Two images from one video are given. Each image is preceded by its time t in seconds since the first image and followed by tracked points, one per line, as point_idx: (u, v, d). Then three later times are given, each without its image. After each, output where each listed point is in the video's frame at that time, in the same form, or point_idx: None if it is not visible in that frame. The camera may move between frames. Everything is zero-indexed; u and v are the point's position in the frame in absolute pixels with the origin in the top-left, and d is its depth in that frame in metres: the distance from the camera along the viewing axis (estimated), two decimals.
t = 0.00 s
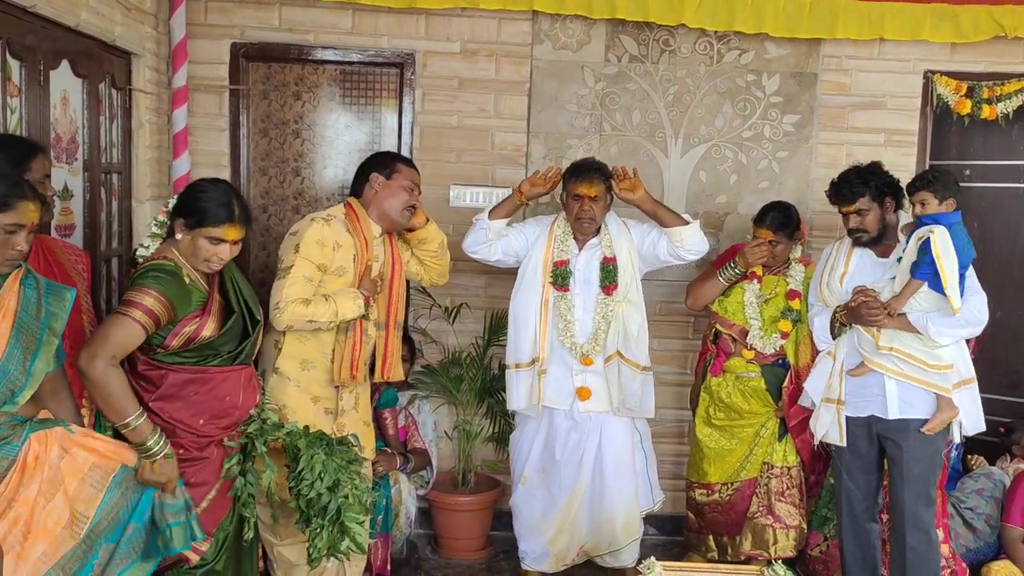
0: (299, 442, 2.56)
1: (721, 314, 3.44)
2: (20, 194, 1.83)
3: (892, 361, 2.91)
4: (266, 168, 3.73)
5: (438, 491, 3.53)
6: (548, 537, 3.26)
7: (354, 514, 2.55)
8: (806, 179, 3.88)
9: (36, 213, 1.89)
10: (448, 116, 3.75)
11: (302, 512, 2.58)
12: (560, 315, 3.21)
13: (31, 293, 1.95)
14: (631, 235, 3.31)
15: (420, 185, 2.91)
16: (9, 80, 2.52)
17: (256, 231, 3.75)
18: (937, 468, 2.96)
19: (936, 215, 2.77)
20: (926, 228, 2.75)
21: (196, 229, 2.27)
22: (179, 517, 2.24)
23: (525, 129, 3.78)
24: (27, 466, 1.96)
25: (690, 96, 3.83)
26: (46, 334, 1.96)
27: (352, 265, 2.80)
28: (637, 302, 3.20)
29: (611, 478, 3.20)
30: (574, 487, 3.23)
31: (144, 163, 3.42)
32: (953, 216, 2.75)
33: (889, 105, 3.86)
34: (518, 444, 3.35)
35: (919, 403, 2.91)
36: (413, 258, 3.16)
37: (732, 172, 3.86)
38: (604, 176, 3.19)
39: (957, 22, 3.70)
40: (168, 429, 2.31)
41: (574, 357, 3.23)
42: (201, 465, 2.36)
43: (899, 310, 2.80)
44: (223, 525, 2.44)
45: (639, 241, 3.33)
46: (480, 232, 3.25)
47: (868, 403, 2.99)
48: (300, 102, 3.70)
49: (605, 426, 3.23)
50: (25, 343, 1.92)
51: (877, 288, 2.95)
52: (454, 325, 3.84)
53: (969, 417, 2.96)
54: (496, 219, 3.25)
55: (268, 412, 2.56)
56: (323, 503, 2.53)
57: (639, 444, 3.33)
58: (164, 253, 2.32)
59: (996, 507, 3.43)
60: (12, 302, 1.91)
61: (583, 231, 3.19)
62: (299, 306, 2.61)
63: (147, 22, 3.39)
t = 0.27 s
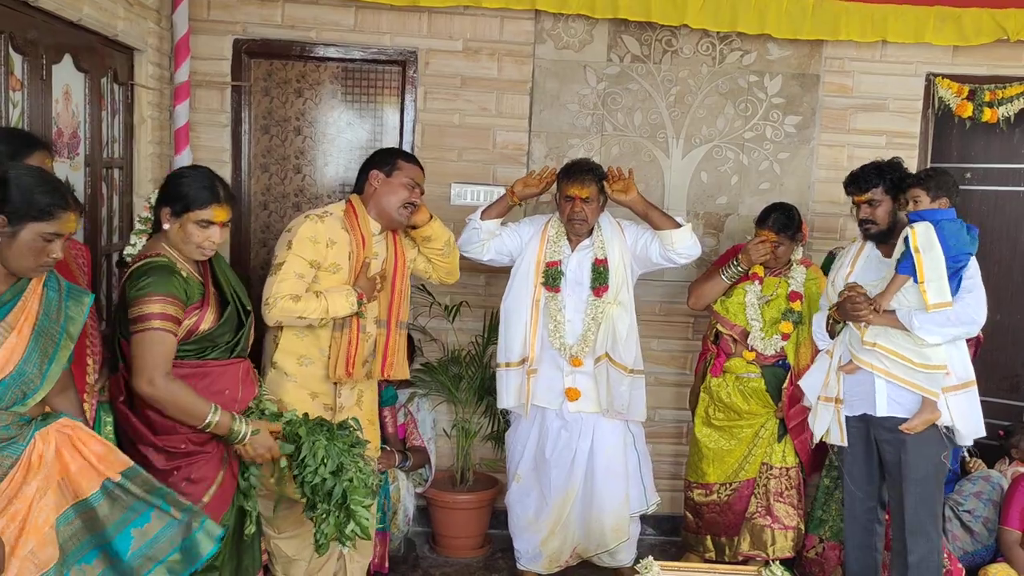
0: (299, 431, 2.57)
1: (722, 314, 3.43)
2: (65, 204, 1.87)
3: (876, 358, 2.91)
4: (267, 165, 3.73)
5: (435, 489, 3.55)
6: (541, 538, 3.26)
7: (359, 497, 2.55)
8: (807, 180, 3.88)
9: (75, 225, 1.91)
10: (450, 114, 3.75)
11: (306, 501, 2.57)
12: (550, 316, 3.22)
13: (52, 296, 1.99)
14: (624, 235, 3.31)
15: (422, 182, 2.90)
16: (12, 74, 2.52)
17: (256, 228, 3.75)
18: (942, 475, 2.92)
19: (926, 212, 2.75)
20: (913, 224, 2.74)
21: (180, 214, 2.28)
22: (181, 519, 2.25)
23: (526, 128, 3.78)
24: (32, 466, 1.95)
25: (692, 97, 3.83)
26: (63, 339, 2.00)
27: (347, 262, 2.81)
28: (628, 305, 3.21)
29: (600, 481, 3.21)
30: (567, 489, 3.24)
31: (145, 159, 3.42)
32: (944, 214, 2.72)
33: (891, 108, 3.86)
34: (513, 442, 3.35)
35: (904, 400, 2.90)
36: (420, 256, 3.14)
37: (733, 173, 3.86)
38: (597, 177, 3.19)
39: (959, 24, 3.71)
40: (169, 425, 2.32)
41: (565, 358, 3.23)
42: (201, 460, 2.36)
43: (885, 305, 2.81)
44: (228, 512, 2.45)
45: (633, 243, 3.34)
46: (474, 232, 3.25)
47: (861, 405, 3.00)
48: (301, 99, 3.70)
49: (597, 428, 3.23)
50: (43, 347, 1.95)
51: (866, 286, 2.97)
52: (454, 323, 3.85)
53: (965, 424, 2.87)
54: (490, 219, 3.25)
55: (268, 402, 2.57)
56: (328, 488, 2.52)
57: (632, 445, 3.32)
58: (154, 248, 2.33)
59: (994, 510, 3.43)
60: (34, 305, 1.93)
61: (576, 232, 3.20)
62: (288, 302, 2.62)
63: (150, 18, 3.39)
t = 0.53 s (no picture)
0: (301, 424, 2.62)
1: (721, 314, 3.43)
2: (111, 221, 2.02)
3: (861, 358, 2.90)
4: (267, 163, 3.73)
5: (433, 488, 3.55)
6: (539, 538, 3.25)
7: (362, 484, 2.60)
8: (807, 181, 3.88)
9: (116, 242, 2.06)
10: (450, 114, 3.75)
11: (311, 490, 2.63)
12: (548, 315, 3.23)
13: (79, 304, 2.13)
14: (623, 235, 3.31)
15: (420, 179, 2.86)
16: (11, 72, 2.52)
17: (256, 226, 3.75)
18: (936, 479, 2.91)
19: (918, 214, 2.76)
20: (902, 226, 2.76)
21: (173, 206, 2.28)
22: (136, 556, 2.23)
23: (526, 127, 3.78)
24: (49, 466, 2.03)
25: (692, 97, 3.83)
26: (87, 348, 2.15)
27: (338, 260, 2.82)
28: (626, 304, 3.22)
29: (598, 481, 3.21)
30: (564, 489, 3.23)
31: (144, 157, 3.42)
32: (932, 215, 2.73)
33: (891, 109, 3.86)
34: (511, 443, 3.35)
35: (889, 402, 2.89)
36: (427, 254, 3.08)
37: (733, 173, 3.86)
38: (596, 177, 3.19)
39: (960, 26, 3.71)
40: (174, 425, 2.30)
41: (563, 358, 3.24)
42: (205, 459, 2.34)
43: (870, 306, 2.81)
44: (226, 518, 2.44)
45: (632, 243, 3.33)
46: (473, 232, 3.26)
47: (852, 405, 2.99)
48: (301, 98, 3.70)
49: (594, 426, 3.23)
50: (71, 354, 2.09)
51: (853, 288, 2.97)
52: (453, 323, 3.85)
53: (949, 429, 2.86)
54: (488, 219, 3.27)
55: (267, 396, 2.58)
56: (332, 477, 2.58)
57: (631, 445, 3.32)
58: (149, 245, 2.31)
59: (992, 512, 3.43)
60: (64, 313, 2.08)
61: (574, 233, 3.19)
62: (274, 298, 2.64)
63: (150, 16, 3.39)
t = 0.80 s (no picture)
0: (294, 430, 2.64)
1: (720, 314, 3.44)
2: (136, 232, 2.04)
3: (849, 357, 2.91)
4: (266, 163, 3.73)
5: (433, 487, 3.55)
6: (541, 536, 3.26)
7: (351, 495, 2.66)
8: (805, 180, 3.88)
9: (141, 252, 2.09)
10: (448, 113, 3.75)
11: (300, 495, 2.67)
12: (558, 314, 3.22)
13: (96, 307, 2.13)
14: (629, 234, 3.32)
15: (416, 180, 2.80)
16: (9, 71, 2.52)
17: (254, 225, 3.75)
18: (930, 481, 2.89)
19: (910, 213, 2.78)
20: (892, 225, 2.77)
21: (174, 198, 2.27)
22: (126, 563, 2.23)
23: (525, 127, 3.78)
24: (56, 468, 2.06)
25: (691, 97, 3.83)
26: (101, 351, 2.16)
27: (332, 260, 2.85)
28: (634, 302, 3.22)
29: (605, 480, 3.20)
30: (567, 489, 3.23)
31: (143, 156, 3.42)
32: (923, 215, 2.74)
33: (890, 108, 3.87)
34: (514, 443, 3.34)
35: (878, 401, 2.89)
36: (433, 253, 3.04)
37: (732, 173, 3.86)
38: (604, 177, 3.19)
39: (958, 25, 3.71)
40: (181, 427, 2.29)
41: (573, 357, 3.23)
42: (209, 460, 2.34)
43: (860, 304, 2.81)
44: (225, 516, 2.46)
45: (637, 242, 3.33)
46: (481, 232, 3.23)
47: (845, 403, 2.99)
48: (300, 97, 3.70)
49: (601, 424, 3.23)
50: (85, 358, 2.11)
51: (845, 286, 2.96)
52: (451, 322, 3.84)
53: (939, 427, 2.80)
54: (496, 218, 3.24)
55: (264, 397, 2.58)
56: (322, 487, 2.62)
57: (633, 444, 3.33)
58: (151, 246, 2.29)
59: (991, 511, 3.43)
60: (81, 318, 2.08)
61: (584, 231, 3.19)
62: (268, 295, 2.73)
63: (148, 16, 3.39)
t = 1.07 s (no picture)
0: (295, 430, 2.63)
1: (718, 316, 3.44)
2: (132, 221, 2.02)
3: (849, 357, 2.90)
4: (265, 161, 3.72)
5: (432, 487, 3.54)
6: (546, 532, 3.26)
7: (352, 494, 2.71)
8: (805, 179, 3.87)
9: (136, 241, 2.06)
10: (447, 112, 3.74)
11: (299, 493, 2.70)
12: (576, 313, 3.19)
13: (93, 301, 2.13)
14: (640, 231, 3.32)
15: (410, 182, 2.76)
16: (7, 70, 2.51)
17: (254, 224, 3.74)
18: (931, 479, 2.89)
19: (907, 211, 2.79)
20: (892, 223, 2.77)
21: (178, 194, 2.27)
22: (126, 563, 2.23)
23: (524, 126, 3.78)
24: (66, 461, 2.10)
25: (691, 95, 3.83)
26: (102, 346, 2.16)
27: (330, 261, 2.85)
28: (649, 297, 3.23)
29: (615, 477, 3.20)
30: (575, 486, 3.22)
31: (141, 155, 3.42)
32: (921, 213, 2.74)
33: (890, 106, 3.86)
34: (521, 442, 3.33)
35: (879, 401, 2.87)
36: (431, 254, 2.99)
37: (731, 171, 3.86)
38: (619, 174, 3.19)
39: (958, 23, 3.70)
40: (186, 427, 2.29)
41: (591, 355, 3.22)
42: (213, 461, 2.35)
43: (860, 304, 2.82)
44: (228, 515, 2.47)
45: (648, 238, 3.33)
46: (497, 232, 3.15)
47: (845, 402, 2.97)
48: (299, 96, 3.70)
49: (613, 421, 3.22)
50: (88, 353, 2.11)
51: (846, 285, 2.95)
52: (451, 321, 3.84)
53: (940, 426, 2.80)
54: (513, 218, 3.18)
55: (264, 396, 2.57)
56: (326, 484, 2.66)
57: (640, 442, 3.33)
58: (153, 244, 2.26)
59: (990, 510, 3.43)
60: (80, 312, 2.09)
61: (599, 228, 3.18)
62: (270, 293, 2.78)
63: (147, 14, 3.38)
